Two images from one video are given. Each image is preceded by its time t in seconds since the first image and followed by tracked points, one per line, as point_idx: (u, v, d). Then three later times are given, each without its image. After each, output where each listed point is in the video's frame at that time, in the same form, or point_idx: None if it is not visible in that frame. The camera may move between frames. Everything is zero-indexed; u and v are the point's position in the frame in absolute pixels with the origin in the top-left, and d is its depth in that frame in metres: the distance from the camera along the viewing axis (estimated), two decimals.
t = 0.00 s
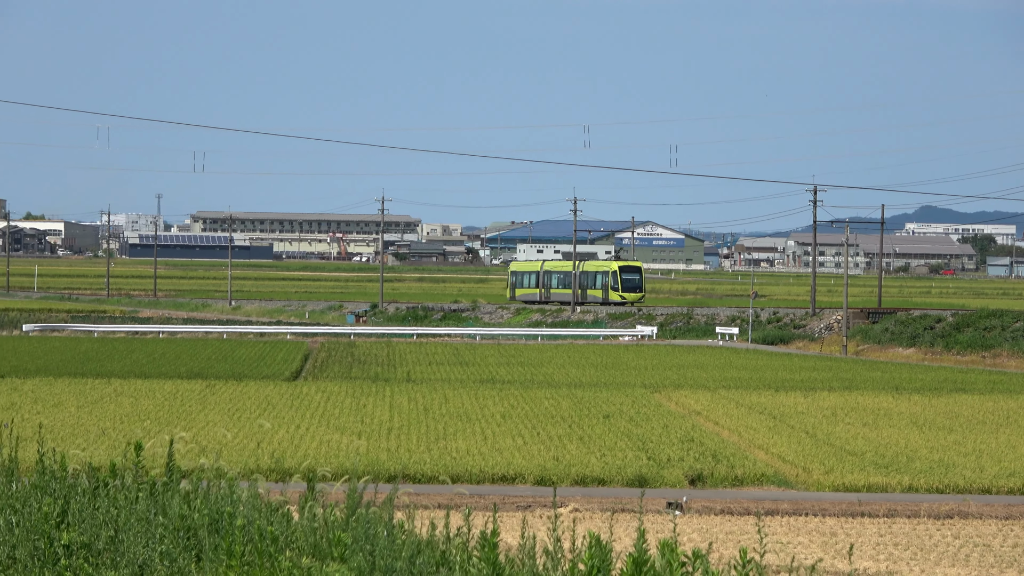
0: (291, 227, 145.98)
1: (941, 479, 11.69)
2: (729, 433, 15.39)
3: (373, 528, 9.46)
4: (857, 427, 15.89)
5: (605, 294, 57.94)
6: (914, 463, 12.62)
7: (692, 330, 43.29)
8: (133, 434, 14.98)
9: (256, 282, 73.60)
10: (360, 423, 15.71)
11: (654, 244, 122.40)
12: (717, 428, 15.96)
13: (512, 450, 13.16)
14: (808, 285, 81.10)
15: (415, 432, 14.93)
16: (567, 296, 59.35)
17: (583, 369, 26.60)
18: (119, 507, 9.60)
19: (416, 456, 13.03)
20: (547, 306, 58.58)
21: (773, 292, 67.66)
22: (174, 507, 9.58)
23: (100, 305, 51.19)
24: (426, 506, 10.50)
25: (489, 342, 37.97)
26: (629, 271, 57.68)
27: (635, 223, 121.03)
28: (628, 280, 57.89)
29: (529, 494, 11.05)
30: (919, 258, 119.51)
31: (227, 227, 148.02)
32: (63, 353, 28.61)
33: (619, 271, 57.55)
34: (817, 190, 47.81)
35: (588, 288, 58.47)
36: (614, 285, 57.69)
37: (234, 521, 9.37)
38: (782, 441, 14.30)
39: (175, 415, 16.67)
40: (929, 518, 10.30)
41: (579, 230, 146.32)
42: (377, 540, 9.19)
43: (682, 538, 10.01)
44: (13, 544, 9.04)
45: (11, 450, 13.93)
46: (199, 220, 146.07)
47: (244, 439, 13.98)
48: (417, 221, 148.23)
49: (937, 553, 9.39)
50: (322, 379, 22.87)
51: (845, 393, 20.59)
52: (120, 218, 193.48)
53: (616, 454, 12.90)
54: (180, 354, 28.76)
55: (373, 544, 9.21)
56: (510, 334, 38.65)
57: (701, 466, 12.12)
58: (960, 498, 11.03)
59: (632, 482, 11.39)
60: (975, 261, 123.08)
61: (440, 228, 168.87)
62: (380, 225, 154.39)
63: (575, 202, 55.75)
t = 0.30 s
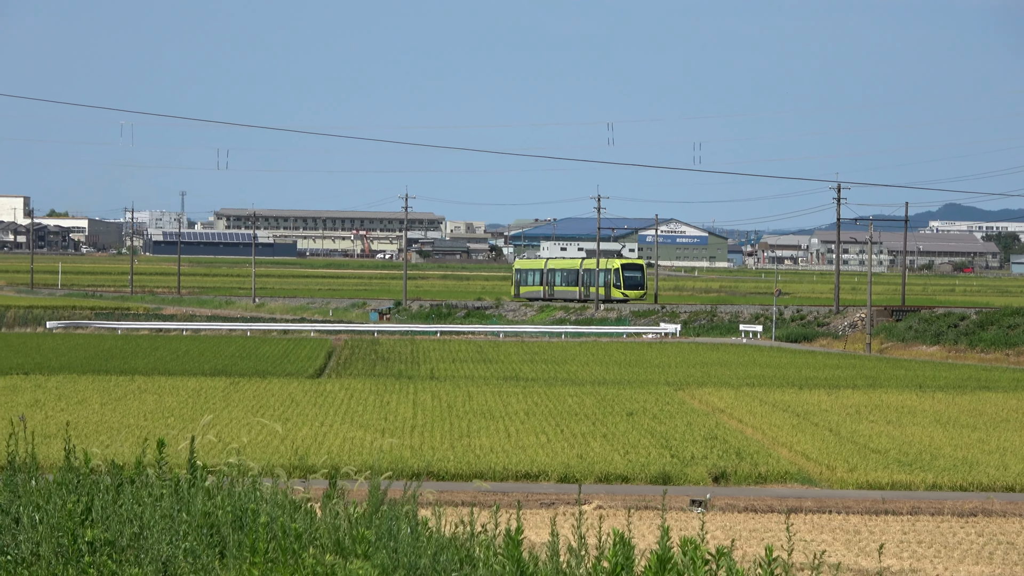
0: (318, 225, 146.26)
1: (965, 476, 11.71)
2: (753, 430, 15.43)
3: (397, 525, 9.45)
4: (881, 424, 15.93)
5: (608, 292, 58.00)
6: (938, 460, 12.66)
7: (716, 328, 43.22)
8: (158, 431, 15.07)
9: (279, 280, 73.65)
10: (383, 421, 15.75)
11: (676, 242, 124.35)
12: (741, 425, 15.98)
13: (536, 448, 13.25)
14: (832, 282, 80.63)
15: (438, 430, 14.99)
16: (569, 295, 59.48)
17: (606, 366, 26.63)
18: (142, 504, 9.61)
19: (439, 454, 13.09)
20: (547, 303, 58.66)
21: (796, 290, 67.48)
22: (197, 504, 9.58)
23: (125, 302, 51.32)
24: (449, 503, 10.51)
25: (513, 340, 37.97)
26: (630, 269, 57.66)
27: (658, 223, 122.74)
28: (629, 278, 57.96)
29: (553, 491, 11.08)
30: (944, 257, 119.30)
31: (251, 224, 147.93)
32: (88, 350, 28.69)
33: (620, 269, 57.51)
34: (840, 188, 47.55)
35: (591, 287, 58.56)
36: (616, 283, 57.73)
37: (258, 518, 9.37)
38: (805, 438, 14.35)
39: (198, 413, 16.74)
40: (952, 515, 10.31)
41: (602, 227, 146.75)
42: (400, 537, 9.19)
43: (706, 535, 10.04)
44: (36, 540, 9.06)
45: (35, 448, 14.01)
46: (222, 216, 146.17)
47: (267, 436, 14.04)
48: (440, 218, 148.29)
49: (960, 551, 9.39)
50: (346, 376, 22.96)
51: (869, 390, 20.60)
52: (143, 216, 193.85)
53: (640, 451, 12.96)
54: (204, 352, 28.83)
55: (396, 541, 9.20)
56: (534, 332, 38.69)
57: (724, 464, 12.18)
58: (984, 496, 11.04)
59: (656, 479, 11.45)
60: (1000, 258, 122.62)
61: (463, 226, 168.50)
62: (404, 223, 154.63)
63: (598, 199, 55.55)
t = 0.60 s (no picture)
0: (340, 221, 146.07)
1: (989, 472, 11.74)
2: (775, 426, 15.49)
3: (419, 521, 9.46)
4: (904, 420, 15.97)
5: (610, 288, 57.99)
6: (961, 456, 12.70)
7: (738, 324, 43.00)
8: (181, 428, 15.14)
9: (301, 276, 73.67)
10: (406, 418, 15.84)
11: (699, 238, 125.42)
12: (763, 421, 16.04)
13: (558, 445, 13.34)
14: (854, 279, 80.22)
15: (460, 426, 15.08)
16: (571, 290, 59.50)
17: (629, 363, 26.64)
18: (166, 502, 9.61)
19: (461, 451, 13.17)
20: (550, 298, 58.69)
21: (818, 286, 67.24)
22: (219, 501, 9.58)
23: (147, 299, 51.32)
24: (471, 500, 10.52)
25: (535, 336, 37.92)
26: (631, 265, 57.60)
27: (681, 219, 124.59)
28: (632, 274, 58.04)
29: (575, 487, 11.14)
30: (966, 252, 119.20)
31: (273, 222, 147.62)
32: (109, 347, 28.73)
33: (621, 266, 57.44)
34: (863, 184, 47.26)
35: (593, 282, 58.53)
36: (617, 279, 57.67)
37: (281, 515, 9.37)
38: (827, 434, 14.40)
39: (219, 411, 16.82)
40: (975, 511, 10.32)
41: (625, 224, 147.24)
42: (424, 534, 9.18)
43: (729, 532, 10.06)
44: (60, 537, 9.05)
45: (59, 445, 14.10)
46: (244, 214, 146.01)
47: (290, 434, 14.09)
48: (461, 216, 148.11)
49: (983, 547, 9.39)
50: (367, 373, 23.04)
51: (891, 387, 20.60)
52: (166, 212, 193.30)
53: (662, 448, 13.02)
54: (227, 349, 28.86)
55: (420, 538, 9.19)
56: (557, 329, 38.67)
57: (746, 460, 12.26)
58: (1007, 492, 11.07)
59: (679, 476, 11.50)
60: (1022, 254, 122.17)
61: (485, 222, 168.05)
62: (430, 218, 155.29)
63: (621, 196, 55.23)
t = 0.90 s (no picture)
0: (361, 219, 145.72)
1: (1009, 470, 11.80)
2: (795, 423, 15.54)
3: (440, 519, 9.47)
4: (924, 417, 16.03)
5: (609, 285, 57.75)
6: (981, 453, 12.77)
7: (758, 321, 43.00)
8: (203, 425, 15.22)
9: (322, 274, 73.76)
10: (426, 416, 15.92)
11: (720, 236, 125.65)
12: (783, 419, 16.08)
13: (578, 442, 13.42)
14: (876, 276, 79.87)
15: (481, 424, 15.15)
16: (572, 288, 59.36)
17: (649, 360, 26.66)
18: (186, 500, 9.61)
19: (480, 448, 13.23)
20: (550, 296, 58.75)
21: (838, 283, 67.04)
22: (240, 499, 9.57)
23: (167, 297, 51.36)
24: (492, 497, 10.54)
25: (555, 334, 37.89)
26: (630, 262, 57.38)
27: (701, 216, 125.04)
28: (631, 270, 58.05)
29: (596, 485, 11.19)
30: (987, 249, 119.02)
31: (295, 219, 147.17)
32: (130, 344, 28.83)
33: (620, 263, 57.27)
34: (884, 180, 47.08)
35: (593, 280, 58.34)
36: (616, 277, 57.47)
37: (301, 513, 9.36)
38: (848, 431, 14.46)
39: (238, 409, 16.91)
40: (995, 509, 10.34)
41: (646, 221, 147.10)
42: (444, 531, 9.17)
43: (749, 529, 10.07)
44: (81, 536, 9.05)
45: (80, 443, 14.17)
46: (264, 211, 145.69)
47: (310, 432, 14.14)
48: (480, 213, 148.02)
49: (1004, 544, 9.38)
50: (388, 371, 23.10)
51: (911, 383, 20.63)
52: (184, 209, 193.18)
53: (683, 445, 13.08)
54: (248, 346, 28.90)
55: (440, 536, 9.19)
56: (577, 325, 38.69)
57: (767, 457, 12.32)
58: None
59: (699, 473, 11.55)
60: None
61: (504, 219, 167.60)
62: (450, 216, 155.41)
63: (642, 194, 55.07)
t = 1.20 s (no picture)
0: (375, 219, 145.80)
1: None
2: (810, 423, 15.56)
3: (455, 519, 9.47)
4: (939, 417, 16.04)
5: (603, 284, 58.44)
6: (997, 453, 12.79)
7: (773, 321, 43.03)
8: (218, 425, 15.29)
9: (336, 274, 73.80)
10: (441, 415, 15.99)
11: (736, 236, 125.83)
12: (798, 418, 16.11)
13: (593, 442, 13.47)
14: (890, 276, 79.72)
15: (495, 424, 15.20)
16: (567, 287, 59.35)
17: (664, 360, 26.65)
18: (200, 499, 9.61)
19: (495, 447, 13.28)
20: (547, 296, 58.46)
21: (852, 283, 66.93)
22: (255, 499, 9.57)
23: (182, 297, 51.46)
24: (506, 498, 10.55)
25: (571, 333, 37.87)
26: (625, 262, 58.41)
27: (716, 216, 125.15)
28: (626, 269, 58.35)
29: (610, 484, 11.23)
30: (1002, 249, 119.10)
31: (308, 219, 147.18)
32: (144, 344, 28.88)
33: (616, 262, 58.06)
34: (898, 181, 47.11)
35: (588, 279, 58.80)
36: (611, 276, 58.22)
37: (316, 513, 9.35)
38: (863, 431, 14.49)
39: (252, 408, 16.98)
40: (1010, 508, 10.34)
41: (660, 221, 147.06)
42: (459, 531, 9.16)
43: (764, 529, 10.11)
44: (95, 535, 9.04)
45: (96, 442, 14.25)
46: (278, 211, 145.48)
47: (324, 431, 14.20)
48: (496, 211, 148.11)
49: (1019, 544, 9.38)
50: (402, 371, 23.14)
51: (927, 384, 20.62)
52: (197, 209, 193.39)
53: (698, 444, 13.13)
54: (263, 346, 28.93)
55: (455, 536, 9.17)
56: (592, 325, 38.69)
57: (782, 457, 12.37)
58: None
59: (714, 473, 11.59)
60: None
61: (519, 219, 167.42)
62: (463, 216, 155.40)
63: (657, 193, 54.98)
